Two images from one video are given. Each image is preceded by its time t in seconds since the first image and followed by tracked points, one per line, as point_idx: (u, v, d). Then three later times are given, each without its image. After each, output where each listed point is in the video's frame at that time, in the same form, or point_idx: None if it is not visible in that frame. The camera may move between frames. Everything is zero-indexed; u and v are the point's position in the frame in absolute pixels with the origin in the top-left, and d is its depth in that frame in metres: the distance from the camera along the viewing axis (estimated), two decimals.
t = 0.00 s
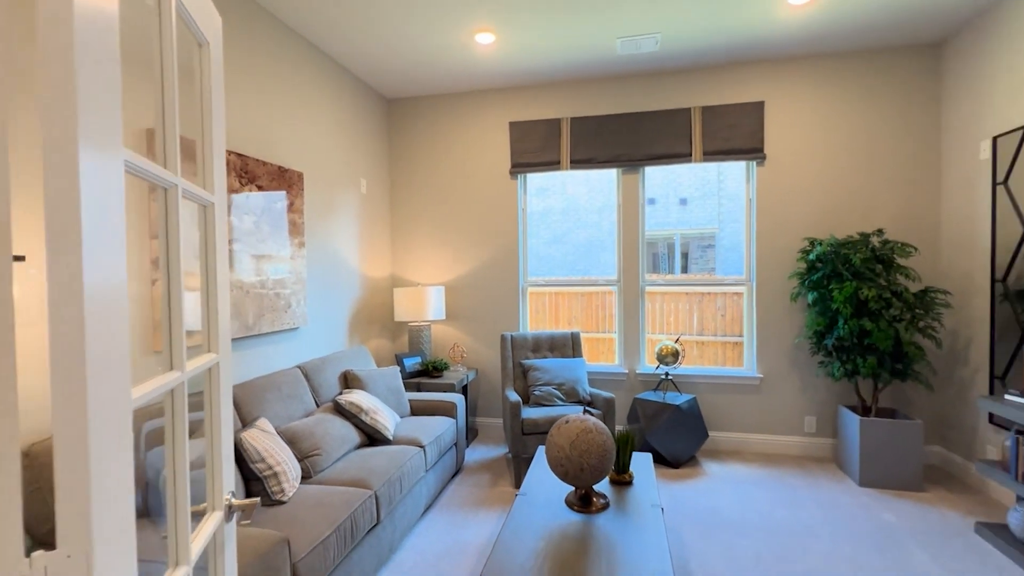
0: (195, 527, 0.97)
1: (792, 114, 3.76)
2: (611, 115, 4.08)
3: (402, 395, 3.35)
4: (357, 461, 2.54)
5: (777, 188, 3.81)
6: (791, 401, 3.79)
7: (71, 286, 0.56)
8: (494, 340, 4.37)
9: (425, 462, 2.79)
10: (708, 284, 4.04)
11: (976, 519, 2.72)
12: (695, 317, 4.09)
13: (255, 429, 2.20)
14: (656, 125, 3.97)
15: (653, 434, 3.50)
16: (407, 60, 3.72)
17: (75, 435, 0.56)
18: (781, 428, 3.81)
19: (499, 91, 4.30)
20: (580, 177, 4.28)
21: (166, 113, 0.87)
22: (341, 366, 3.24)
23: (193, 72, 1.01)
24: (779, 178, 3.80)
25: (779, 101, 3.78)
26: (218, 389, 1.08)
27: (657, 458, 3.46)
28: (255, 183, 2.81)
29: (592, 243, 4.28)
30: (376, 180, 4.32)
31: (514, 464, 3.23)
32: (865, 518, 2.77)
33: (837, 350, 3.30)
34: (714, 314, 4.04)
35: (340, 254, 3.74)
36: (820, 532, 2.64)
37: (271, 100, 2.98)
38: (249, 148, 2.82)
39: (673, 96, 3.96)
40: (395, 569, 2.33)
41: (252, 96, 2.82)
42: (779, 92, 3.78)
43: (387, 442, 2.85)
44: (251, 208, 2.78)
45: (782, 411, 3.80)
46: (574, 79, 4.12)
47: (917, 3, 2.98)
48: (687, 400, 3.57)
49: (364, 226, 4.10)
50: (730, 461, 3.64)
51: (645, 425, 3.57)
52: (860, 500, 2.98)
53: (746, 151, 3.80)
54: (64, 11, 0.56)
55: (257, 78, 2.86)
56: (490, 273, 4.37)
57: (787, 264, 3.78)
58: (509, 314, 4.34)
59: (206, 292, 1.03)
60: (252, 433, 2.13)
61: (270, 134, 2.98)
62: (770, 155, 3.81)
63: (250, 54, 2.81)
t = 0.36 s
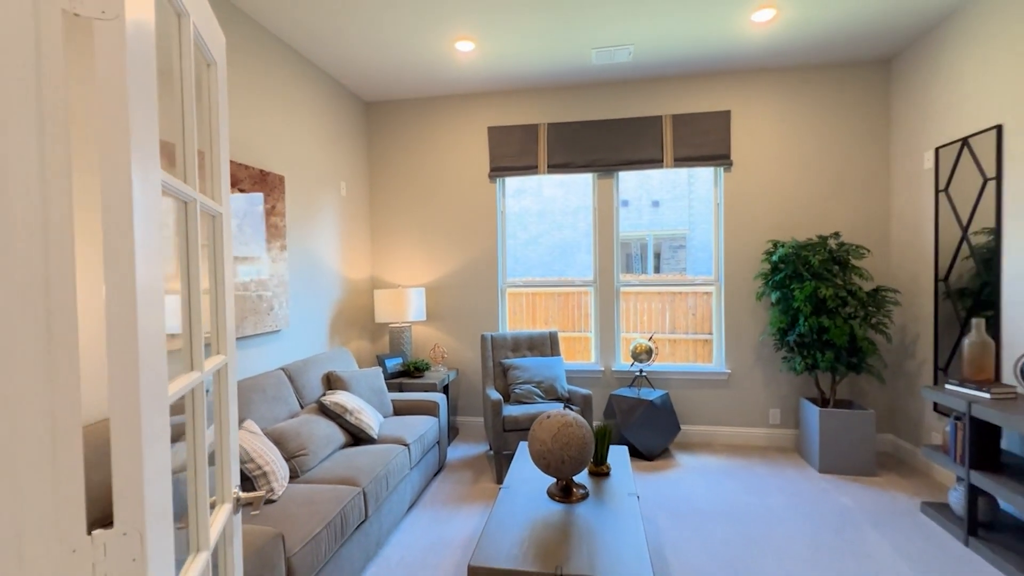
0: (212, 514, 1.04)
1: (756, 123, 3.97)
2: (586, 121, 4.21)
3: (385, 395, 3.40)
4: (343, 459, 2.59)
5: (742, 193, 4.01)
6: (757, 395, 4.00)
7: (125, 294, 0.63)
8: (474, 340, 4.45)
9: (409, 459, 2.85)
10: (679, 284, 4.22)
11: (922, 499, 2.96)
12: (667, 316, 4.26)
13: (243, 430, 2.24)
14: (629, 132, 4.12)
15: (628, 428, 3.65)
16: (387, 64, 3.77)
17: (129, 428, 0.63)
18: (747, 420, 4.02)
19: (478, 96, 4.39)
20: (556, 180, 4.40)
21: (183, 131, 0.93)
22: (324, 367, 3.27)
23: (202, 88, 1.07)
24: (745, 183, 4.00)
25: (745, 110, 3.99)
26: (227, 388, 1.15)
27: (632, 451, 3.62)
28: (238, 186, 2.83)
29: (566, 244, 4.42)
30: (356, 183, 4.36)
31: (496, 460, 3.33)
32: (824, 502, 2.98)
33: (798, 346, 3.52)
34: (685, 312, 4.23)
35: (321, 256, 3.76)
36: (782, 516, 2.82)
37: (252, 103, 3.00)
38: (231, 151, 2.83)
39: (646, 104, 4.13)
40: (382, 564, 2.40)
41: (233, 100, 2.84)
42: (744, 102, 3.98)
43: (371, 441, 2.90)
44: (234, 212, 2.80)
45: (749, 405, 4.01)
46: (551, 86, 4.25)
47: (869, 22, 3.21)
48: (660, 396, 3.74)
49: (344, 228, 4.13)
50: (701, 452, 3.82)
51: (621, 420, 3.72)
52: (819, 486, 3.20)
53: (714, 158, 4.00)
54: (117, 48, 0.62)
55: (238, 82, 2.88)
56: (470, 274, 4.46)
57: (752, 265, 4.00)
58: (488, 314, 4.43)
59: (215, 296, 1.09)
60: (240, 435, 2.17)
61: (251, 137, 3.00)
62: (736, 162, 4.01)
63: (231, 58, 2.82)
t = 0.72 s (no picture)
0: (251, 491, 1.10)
1: (737, 123, 4.13)
2: (574, 119, 4.31)
3: (381, 388, 3.45)
4: (345, 451, 2.64)
5: (725, 190, 4.17)
6: (739, 384, 4.18)
7: (208, 285, 0.71)
8: (465, 334, 4.52)
9: (408, 450, 2.92)
10: (659, 278, 4.36)
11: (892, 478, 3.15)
12: (654, 310, 4.40)
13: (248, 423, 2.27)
14: (616, 130, 4.24)
15: (617, 417, 3.77)
16: (379, 62, 3.81)
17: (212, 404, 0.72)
18: (730, 408, 4.19)
19: (468, 94, 4.45)
20: (544, 177, 4.49)
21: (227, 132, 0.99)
22: (320, 362, 3.30)
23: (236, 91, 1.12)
24: (727, 181, 4.16)
25: (727, 110, 4.14)
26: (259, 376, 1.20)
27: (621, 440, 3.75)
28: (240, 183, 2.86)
29: (550, 240, 4.52)
30: (347, 179, 4.37)
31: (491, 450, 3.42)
32: (802, 483, 3.15)
33: (778, 336, 3.69)
34: (668, 306, 4.38)
35: (313, 252, 3.78)
36: (765, 496, 2.98)
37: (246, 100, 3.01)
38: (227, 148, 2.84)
39: (632, 103, 4.25)
40: (386, 550, 2.47)
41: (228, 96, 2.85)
42: (726, 102, 4.13)
43: (370, 434, 2.96)
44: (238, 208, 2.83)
45: (731, 393, 4.19)
46: (540, 85, 4.33)
47: (844, 27, 3.38)
48: (648, 386, 3.88)
49: (336, 224, 4.15)
50: (686, 440, 3.98)
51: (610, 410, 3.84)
52: (798, 468, 3.38)
53: (698, 156, 4.14)
54: (199, 64, 0.70)
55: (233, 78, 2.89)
56: (461, 270, 4.52)
57: (734, 259, 4.16)
58: (479, 309, 4.51)
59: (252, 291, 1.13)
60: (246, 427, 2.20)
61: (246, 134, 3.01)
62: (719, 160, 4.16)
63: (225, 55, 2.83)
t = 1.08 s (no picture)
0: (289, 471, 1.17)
1: (727, 120, 4.25)
2: (569, 116, 4.39)
3: (382, 381, 3.51)
4: (352, 441, 2.70)
5: (715, 186, 4.29)
6: (729, 374, 4.32)
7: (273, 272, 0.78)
8: (463, 328, 4.59)
9: (412, 440, 2.99)
10: (645, 272, 4.48)
11: (875, 461, 3.31)
12: (646, 303, 4.51)
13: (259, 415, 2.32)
14: (610, 127, 4.33)
15: (613, 408, 3.89)
16: (376, 60, 3.86)
17: (279, 380, 0.81)
18: (720, 397, 4.33)
19: (463, 91, 4.50)
20: (539, 174, 4.57)
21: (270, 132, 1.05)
22: (323, 356, 3.34)
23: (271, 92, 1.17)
24: (718, 177, 4.28)
25: (717, 108, 4.25)
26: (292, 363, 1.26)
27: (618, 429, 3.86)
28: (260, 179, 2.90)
29: (541, 235, 4.61)
30: (343, 176, 4.41)
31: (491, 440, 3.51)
32: (792, 467, 3.29)
33: (767, 327, 3.83)
34: (658, 299, 4.50)
35: (312, 247, 3.82)
36: (757, 480, 3.11)
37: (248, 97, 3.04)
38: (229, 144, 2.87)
39: (625, 101, 4.34)
40: (394, 536, 2.55)
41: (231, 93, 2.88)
42: (716, 100, 4.25)
43: (375, 425, 3.03)
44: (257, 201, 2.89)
45: (722, 383, 4.32)
46: (534, 82, 4.40)
47: (829, 29, 3.51)
48: (642, 376, 3.99)
49: (333, 220, 4.18)
50: (679, 428, 4.11)
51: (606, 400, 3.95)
52: (787, 453, 3.52)
53: (689, 152, 4.25)
54: (266, 73, 0.78)
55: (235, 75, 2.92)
56: (457, 265, 4.58)
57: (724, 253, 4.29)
58: (476, 303, 4.58)
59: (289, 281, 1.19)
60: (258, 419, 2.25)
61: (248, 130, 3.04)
62: (709, 156, 4.28)
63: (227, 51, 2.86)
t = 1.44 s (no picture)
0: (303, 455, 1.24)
1: (721, 115, 4.31)
2: (565, 112, 4.44)
3: (384, 374, 3.56)
4: (356, 432, 2.76)
5: (710, 181, 4.35)
6: (723, 365, 4.40)
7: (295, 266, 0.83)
8: (462, 322, 4.66)
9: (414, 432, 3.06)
10: (642, 266, 4.55)
11: (864, 448, 3.41)
12: (642, 297, 4.58)
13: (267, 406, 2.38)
14: (606, 123, 4.38)
15: (610, 399, 3.96)
16: (375, 55, 3.88)
17: (303, 365, 0.87)
18: (715, 389, 4.42)
19: (461, 87, 4.53)
20: (536, 169, 4.62)
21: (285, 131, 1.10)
22: (325, 350, 3.39)
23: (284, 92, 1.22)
24: (712, 171, 4.34)
25: (711, 104, 4.31)
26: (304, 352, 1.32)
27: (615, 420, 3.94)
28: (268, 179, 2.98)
29: (539, 230, 4.66)
30: (342, 171, 4.44)
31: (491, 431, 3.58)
32: (784, 455, 3.37)
33: (761, 319, 3.91)
34: (654, 293, 4.57)
35: (313, 243, 3.87)
36: (750, 467, 3.19)
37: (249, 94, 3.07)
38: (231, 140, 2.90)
39: (621, 96, 4.39)
40: (398, 523, 2.62)
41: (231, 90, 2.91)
42: (711, 95, 4.30)
43: (377, 416, 3.08)
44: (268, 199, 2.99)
45: (716, 374, 4.41)
46: (531, 78, 4.44)
47: (822, 25, 3.56)
48: (638, 368, 4.07)
49: (333, 215, 4.22)
50: (674, 419, 4.19)
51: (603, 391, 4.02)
52: (779, 441, 3.61)
53: (684, 148, 4.31)
54: (288, 77, 0.84)
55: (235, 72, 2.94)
56: (456, 259, 4.64)
57: (718, 246, 4.36)
58: (475, 297, 4.64)
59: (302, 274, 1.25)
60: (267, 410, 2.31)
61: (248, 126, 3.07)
62: (704, 151, 4.34)
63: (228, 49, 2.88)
